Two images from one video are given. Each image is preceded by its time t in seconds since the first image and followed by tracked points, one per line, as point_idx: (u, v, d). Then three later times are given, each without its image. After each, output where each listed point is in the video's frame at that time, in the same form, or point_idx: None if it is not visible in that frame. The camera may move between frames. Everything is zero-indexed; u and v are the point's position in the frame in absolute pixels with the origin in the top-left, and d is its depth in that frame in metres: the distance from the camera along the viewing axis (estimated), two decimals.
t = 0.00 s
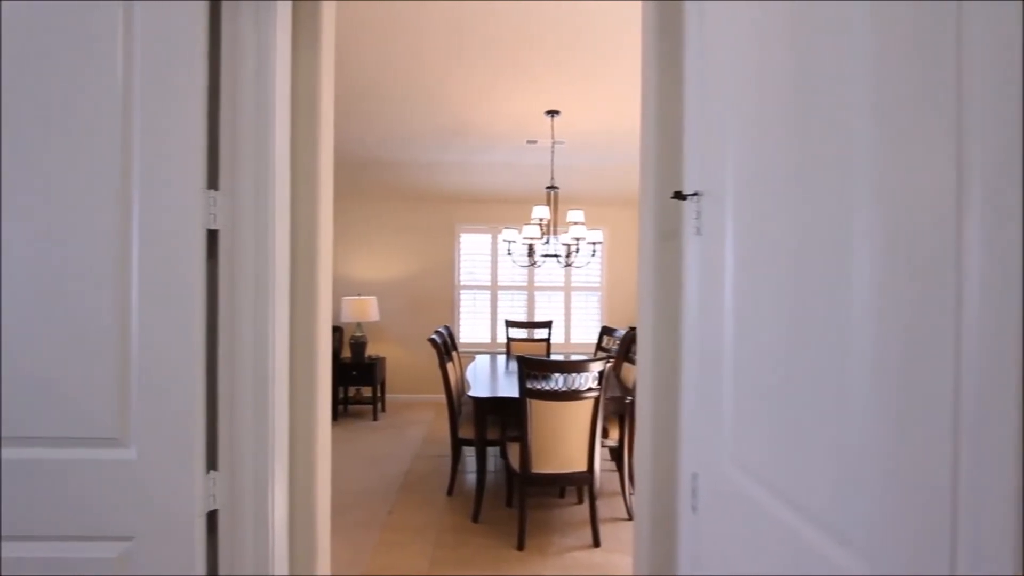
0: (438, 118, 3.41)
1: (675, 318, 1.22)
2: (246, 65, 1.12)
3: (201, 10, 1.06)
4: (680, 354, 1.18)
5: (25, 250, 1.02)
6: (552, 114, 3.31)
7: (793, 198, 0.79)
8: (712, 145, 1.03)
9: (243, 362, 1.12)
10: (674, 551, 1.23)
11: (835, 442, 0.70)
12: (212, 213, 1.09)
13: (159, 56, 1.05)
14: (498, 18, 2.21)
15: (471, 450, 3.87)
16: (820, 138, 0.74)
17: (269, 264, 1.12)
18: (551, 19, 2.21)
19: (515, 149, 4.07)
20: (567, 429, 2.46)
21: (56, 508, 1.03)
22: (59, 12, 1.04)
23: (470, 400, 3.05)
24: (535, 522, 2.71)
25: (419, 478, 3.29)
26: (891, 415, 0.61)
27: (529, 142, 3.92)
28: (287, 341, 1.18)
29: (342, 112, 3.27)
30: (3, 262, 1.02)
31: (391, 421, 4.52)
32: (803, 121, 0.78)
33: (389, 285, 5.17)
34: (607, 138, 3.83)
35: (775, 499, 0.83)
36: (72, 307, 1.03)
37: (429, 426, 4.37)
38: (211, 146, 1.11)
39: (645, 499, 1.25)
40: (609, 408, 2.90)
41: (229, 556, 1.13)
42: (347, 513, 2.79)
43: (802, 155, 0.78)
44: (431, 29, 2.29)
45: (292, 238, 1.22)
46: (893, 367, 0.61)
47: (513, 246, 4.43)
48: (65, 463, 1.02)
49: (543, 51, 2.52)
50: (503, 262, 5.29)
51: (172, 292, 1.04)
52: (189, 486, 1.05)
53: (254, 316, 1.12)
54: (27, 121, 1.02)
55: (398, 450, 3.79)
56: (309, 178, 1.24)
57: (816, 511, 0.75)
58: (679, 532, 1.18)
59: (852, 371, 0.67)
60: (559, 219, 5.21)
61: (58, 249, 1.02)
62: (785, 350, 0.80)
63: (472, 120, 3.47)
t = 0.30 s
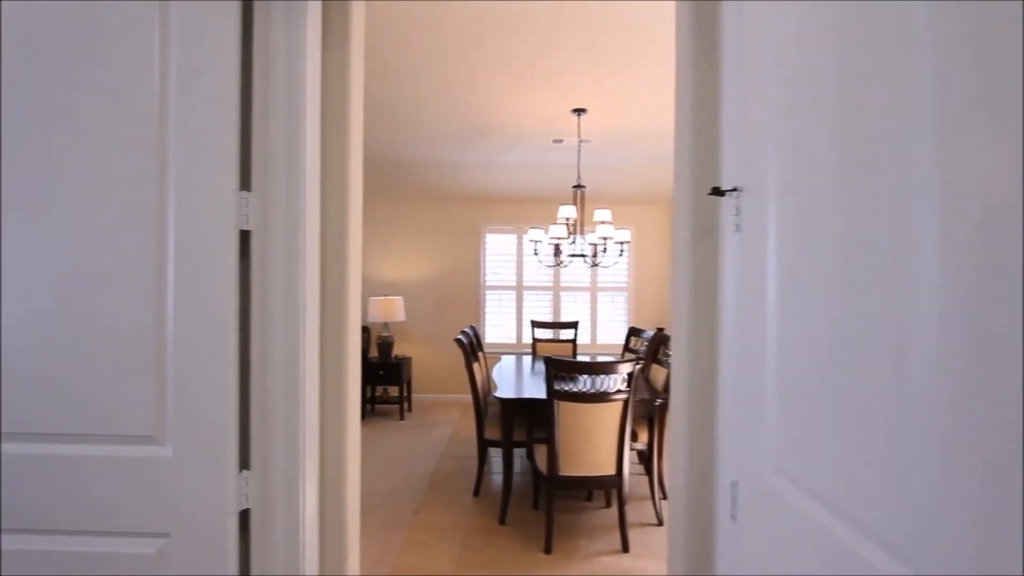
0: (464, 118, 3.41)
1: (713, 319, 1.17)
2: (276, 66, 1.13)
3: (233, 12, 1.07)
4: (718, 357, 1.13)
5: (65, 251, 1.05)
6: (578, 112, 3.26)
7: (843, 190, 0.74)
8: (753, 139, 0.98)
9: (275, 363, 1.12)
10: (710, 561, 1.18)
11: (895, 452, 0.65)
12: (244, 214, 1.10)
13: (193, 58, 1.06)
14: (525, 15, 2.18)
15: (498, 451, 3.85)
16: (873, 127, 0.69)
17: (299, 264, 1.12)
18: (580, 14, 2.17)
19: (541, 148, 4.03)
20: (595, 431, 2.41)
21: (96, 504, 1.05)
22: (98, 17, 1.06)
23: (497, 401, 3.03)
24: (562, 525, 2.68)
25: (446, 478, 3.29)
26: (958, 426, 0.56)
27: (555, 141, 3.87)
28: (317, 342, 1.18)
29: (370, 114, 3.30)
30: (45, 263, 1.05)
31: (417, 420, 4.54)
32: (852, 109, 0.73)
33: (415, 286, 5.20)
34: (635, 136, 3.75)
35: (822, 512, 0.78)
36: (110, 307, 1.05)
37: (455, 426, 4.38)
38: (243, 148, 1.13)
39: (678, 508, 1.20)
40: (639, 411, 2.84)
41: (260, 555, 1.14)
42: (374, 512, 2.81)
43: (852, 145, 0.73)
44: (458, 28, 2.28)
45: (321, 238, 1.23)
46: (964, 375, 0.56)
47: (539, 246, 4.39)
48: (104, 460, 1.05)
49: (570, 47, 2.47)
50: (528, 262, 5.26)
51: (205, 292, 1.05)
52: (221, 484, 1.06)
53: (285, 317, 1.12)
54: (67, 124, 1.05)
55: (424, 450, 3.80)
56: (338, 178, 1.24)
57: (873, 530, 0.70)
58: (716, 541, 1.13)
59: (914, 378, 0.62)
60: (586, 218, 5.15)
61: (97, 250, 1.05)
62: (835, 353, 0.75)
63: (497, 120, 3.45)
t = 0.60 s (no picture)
0: (489, 118, 3.39)
1: (753, 320, 1.12)
2: (306, 66, 1.13)
3: (263, 12, 1.07)
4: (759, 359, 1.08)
5: (103, 251, 1.07)
6: (605, 111, 3.21)
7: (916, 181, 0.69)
8: (801, 129, 0.93)
9: (305, 363, 1.12)
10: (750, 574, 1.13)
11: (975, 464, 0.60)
12: (275, 214, 1.10)
13: (224, 59, 1.07)
14: (553, 11, 2.14)
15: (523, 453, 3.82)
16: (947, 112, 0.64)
17: (330, 265, 1.12)
18: (608, 9, 2.12)
19: (567, 147, 3.98)
20: (624, 434, 2.36)
21: (131, 502, 1.07)
22: (132, 19, 1.08)
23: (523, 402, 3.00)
24: (589, 530, 2.63)
25: (472, 479, 3.28)
26: None
27: (581, 140, 3.81)
28: (346, 342, 1.17)
29: (396, 114, 3.31)
30: (84, 263, 1.07)
31: (443, 421, 4.55)
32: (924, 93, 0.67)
33: (441, 286, 5.22)
34: (664, 134, 3.66)
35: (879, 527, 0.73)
36: (144, 306, 1.06)
37: (480, 427, 4.37)
38: (273, 148, 1.13)
39: (716, 517, 1.15)
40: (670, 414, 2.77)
41: (289, 556, 1.14)
42: (401, 512, 2.81)
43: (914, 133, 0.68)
44: (485, 26, 2.26)
45: (351, 238, 1.22)
46: None
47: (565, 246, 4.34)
48: (138, 457, 1.06)
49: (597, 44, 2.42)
50: (554, 263, 5.21)
51: (237, 292, 1.06)
52: (252, 484, 1.06)
53: (315, 317, 1.12)
54: (104, 126, 1.07)
55: (450, 450, 3.80)
56: (367, 177, 1.24)
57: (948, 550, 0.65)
58: (757, 554, 1.08)
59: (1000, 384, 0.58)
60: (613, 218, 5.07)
61: (132, 250, 1.06)
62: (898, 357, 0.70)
63: (523, 120, 3.42)
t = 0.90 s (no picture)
0: (515, 118, 3.37)
1: (796, 322, 1.06)
2: (332, 67, 1.12)
3: (291, 13, 1.08)
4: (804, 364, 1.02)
5: (138, 253, 1.09)
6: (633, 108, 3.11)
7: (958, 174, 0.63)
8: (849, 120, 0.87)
9: (332, 365, 1.11)
10: None
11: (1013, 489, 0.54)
12: (302, 216, 1.10)
13: (253, 62, 1.07)
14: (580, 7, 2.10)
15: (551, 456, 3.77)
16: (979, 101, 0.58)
17: (356, 266, 1.11)
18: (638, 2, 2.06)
19: (594, 146, 3.92)
20: (654, 439, 2.30)
21: (164, 501, 1.08)
22: (166, 27, 1.10)
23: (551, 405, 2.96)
24: (619, 536, 2.57)
25: (499, 482, 3.26)
26: None
27: (609, 139, 3.74)
28: (372, 343, 1.16)
29: (423, 116, 3.33)
30: (121, 265, 1.09)
31: (469, 422, 4.54)
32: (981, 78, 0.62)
33: (468, 287, 5.22)
34: (695, 130, 3.55)
35: (938, 549, 0.67)
36: (176, 307, 1.08)
37: (507, 428, 4.34)
38: (301, 150, 1.13)
39: (756, 533, 1.09)
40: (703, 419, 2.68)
41: (316, 559, 1.13)
42: (428, 513, 2.81)
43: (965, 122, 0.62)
44: (510, 24, 2.23)
45: (378, 239, 1.21)
46: None
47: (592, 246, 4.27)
48: (171, 457, 1.07)
49: (626, 39, 2.35)
50: (581, 263, 5.15)
51: (265, 294, 1.06)
52: (280, 486, 1.06)
53: (342, 319, 1.11)
54: (141, 130, 1.09)
55: (477, 452, 3.78)
56: (394, 179, 1.22)
57: None
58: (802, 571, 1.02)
59: None
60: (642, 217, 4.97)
61: (165, 252, 1.08)
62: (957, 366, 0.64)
63: (549, 119, 3.38)
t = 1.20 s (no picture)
0: (540, 117, 3.33)
1: (842, 324, 1.00)
2: (357, 66, 1.11)
3: (316, 12, 1.07)
4: (851, 369, 0.96)
5: (167, 254, 1.10)
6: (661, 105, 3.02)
7: None
8: (903, 107, 0.81)
9: (356, 367, 1.10)
10: None
11: None
12: (327, 216, 1.09)
13: (279, 63, 1.07)
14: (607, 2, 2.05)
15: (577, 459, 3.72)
16: None
17: (381, 266, 1.10)
18: None
19: (620, 145, 3.85)
20: (685, 445, 2.23)
21: (192, 501, 1.08)
22: (195, 30, 1.11)
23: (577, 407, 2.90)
24: (647, 543, 2.51)
25: (524, 484, 3.22)
26: None
27: (636, 137, 3.66)
28: (397, 345, 1.15)
29: (447, 117, 3.32)
30: (151, 266, 1.11)
31: (494, 423, 4.52)
32: None
33: (492, 288, 5.21)
34: (725, 126, 3.44)
35: None
36: (203, 308, 1.08)
37: (531, 430, 4.30)
38: (326, 150, 1.12)
39: (797, 546, 1.02)
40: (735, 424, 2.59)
41: (340, 563, 1.12)
42: (453, 514, 2.80)
43: None
44: (536, 21, 2.20)
45: (402, 239, 1.20)
46: None
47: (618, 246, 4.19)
48: (198, 457, 1.08)
49: (655, 35, 2.28)
50: (607, 264, 5.07)
51: (291, 295, 1.05)
52: (305, 488, 1.05)
53: (366, 320, 1.10)
54: (171, 133, 1.11)
55: (502, 453, 3.76)
56: (419, 178, 1.21)
57: None
58: None
59: None
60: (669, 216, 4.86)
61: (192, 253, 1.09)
62: None
63: (575, 118, 3.33)
